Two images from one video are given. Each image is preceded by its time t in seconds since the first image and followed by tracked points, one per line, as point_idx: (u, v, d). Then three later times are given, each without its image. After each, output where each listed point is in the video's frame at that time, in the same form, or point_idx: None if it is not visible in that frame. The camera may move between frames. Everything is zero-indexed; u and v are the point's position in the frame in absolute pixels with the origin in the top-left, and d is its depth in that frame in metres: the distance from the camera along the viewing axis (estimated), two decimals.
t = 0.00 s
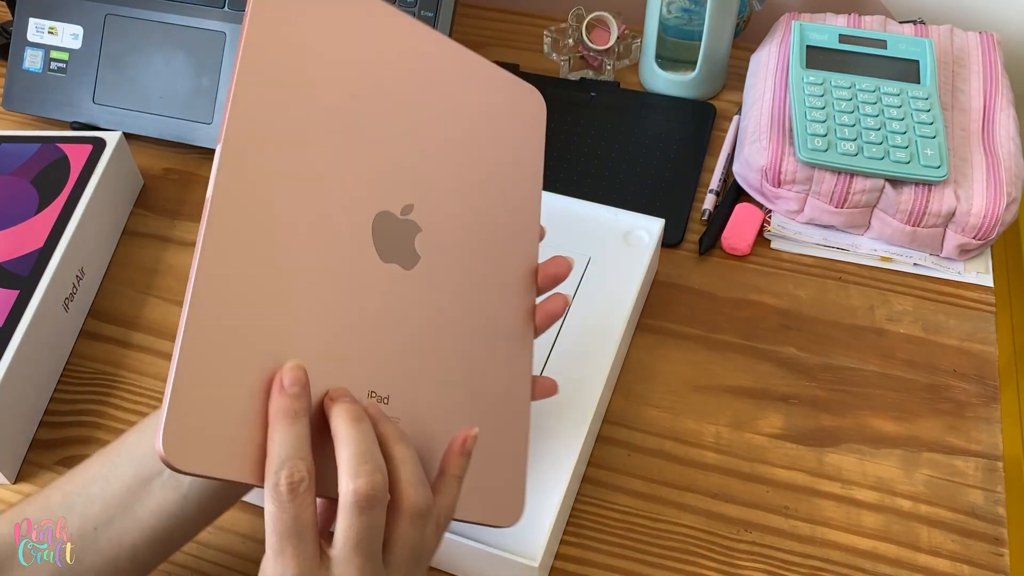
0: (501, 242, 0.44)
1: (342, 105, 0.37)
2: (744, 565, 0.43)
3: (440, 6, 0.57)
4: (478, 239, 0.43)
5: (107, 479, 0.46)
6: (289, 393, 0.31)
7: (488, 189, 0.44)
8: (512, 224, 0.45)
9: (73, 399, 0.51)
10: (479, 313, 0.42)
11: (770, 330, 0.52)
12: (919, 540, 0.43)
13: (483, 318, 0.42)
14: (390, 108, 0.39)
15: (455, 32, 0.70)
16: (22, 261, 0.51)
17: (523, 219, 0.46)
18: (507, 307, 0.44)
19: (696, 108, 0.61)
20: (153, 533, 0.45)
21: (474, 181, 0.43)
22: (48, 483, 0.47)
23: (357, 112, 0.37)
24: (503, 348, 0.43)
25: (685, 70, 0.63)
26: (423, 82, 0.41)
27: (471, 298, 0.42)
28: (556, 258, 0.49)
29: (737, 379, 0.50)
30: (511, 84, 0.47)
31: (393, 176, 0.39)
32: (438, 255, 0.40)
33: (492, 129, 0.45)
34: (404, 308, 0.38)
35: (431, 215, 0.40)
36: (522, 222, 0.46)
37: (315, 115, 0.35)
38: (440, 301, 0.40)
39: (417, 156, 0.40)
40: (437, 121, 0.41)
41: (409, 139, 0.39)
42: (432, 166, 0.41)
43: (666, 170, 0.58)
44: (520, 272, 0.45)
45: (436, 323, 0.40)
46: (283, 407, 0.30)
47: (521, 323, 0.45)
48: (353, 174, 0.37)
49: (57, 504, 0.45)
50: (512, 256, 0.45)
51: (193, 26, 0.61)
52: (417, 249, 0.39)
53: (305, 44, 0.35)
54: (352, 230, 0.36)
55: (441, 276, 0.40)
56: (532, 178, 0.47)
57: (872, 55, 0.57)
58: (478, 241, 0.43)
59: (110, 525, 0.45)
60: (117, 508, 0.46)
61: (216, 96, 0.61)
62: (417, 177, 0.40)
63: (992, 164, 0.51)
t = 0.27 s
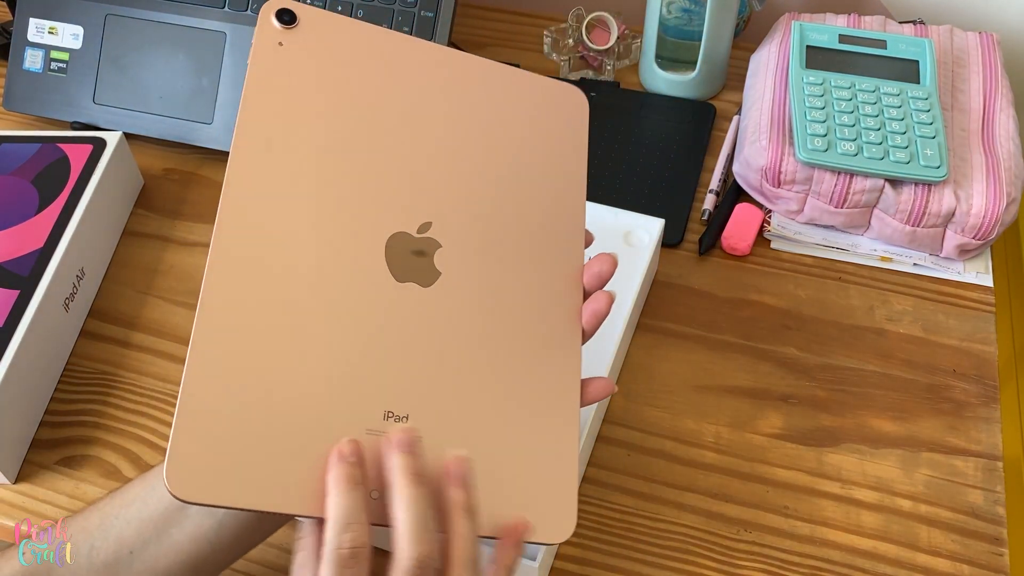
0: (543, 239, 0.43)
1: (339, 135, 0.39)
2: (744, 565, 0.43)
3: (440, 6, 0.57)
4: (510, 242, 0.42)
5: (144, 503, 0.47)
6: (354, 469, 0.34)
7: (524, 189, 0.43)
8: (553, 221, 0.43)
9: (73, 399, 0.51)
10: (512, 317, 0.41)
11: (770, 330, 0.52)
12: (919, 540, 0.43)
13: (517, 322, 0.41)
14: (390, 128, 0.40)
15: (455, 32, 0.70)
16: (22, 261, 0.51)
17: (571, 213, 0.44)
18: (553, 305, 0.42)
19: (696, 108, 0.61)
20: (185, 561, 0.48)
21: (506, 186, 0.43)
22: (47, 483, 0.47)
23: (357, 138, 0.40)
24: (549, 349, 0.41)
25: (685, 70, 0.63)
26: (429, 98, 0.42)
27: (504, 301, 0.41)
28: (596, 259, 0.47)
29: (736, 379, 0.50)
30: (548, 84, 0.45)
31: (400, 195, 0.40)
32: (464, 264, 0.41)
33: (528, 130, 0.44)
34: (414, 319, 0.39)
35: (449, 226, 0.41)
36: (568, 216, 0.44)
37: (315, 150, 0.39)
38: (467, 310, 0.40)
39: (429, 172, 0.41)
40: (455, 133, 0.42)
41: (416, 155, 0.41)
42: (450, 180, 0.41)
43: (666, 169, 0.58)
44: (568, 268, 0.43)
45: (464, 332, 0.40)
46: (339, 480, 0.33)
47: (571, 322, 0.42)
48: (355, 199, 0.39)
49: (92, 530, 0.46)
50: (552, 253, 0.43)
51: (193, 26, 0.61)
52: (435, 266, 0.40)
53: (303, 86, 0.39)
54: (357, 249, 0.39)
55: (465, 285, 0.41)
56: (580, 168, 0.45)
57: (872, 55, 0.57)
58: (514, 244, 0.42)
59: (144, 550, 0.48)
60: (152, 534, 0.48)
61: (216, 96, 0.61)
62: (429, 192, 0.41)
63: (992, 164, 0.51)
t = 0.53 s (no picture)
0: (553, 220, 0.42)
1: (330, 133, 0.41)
2: (745, 565, 0.43)
3: (440, 7, 0.57)
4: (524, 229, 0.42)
5: (166, 514, 0.48)
6: (333, 505, 0.36)
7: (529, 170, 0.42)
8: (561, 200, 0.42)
9: (73, 399, 0.51)
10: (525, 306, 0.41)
11: (770, 330, 0.52)
12: (919, 540, 0.43)
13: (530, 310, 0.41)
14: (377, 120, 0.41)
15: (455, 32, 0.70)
16: (22, 261, 0.51)
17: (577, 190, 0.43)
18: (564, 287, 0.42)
19: (696, 108, 0.61)
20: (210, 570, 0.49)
21: (511, 169, 0.42)
22: (47, 483, 0.47)
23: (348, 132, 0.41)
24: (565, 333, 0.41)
25: (685, 70, 0.63)
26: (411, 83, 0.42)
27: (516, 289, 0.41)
28: (606, 235, 0.48)
29: (737, 379, 0.50)
30: (544, 47, 0.43)
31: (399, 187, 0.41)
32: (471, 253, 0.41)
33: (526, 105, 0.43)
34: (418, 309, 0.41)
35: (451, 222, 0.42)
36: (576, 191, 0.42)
37: (305, 152, 0.40)
38: (474, 301, 0.41)
39: (422, 167, 0.42)
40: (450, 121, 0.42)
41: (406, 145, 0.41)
42: (445, 163, 0.42)
43: (666, 169, 0.58)
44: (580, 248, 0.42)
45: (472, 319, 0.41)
46: (320, 513, 0.35)
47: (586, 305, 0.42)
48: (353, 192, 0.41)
49: (115, 539, 0.47)
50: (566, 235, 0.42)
51: (193, 26, 0.61)
52: (440, 266, 0.41)
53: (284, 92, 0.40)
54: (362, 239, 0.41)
55: (473, 275, 0.41)
56: (582, 137, 0.43)
57: (872, 55, 0.57)
58: (524, 228, 0.42)
59: (170, 559, 0.49)
60: (177, 544, 0.49)
61: (216, 96, 0.61)
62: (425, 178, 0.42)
63: (992, 164, 0.51)
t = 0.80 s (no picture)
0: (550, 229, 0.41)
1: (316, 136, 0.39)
2: (745, 565, 0.43)
3: (440, 7, 0.57)
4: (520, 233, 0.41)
5: (161, 517, 0.47)
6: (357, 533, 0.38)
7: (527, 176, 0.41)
8: (561, 206, 0.41)
9: (73, 399, 0.51)
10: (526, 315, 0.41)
11: (770, 330, 0.52)
12: (919, 540, 0.43)
13: (531, 320, 0.41)
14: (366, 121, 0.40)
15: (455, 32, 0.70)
16: (23, 261, 0.51)
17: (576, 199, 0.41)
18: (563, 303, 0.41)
19: (695, 108, 0.62)
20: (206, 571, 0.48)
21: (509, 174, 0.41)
22: (47, 483, 0.47)
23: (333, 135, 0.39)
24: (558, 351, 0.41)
25: (685, 70, 0.63)
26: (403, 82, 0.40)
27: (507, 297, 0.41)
28: (611, 240, 0.48)
29: (737, 379, 0.50)
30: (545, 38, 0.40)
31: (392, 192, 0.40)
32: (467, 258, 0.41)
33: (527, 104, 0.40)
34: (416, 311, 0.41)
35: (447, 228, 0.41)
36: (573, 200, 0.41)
37: (297, 161, 0.39)
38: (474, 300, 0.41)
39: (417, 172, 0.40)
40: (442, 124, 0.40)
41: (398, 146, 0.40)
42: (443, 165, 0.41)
43: (666, 169, 0.58)
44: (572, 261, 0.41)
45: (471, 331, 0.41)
46: (344, 539, 0.37)
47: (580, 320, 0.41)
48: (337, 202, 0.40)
49: (110, 543, 0.47)
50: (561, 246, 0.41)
51: (193, 26, 0.61)
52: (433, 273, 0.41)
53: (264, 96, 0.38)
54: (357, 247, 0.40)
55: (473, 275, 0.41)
56: (589, 142, 0.41)
57: (872, 55, 0.57)
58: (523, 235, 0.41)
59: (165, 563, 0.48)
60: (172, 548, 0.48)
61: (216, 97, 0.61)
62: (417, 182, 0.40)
63: (991, 164, 0.51)
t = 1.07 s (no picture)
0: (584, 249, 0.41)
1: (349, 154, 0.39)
2: (744, 565, 0.43)
3: (440, 7, 0.57)
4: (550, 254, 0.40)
5: (148, 496, 0.47)
6: (397, 551, 0.39)
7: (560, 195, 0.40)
8: (595, 225, 0.40)
9: (73, 399, 0.51)
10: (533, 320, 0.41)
11: (770, 330, 0.52)
12: (919, 540, 0.43)
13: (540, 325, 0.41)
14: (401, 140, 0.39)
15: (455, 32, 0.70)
16: (23, 261, 0.51)
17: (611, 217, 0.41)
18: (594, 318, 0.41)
19: (695, 108, 0.62)
20: (194, 552, 0.47)
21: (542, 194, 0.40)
22: (47, 483, 0.47)
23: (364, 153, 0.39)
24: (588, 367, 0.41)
25: (685, 70, 0.63)
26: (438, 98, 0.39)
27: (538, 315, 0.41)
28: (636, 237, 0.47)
29: (737, 379, 0.50)
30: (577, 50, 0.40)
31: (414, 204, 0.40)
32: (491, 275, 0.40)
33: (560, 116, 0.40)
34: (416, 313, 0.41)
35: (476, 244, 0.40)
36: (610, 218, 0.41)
37: (328, 180, 0.39)
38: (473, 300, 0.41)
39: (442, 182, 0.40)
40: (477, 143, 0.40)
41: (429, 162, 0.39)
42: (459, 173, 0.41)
43: (666, 169, 0.58)
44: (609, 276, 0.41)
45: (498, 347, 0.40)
46: (385, 558, 0.38)
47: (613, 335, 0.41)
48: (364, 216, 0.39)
49: (94, 528, 0.46)
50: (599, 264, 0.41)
51: (193, 26, 0.61)
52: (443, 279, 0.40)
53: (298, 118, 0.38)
54: (384, 261, 0.40)
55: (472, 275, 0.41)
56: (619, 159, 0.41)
57: (872, 55, 0.57)
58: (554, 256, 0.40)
59: (151, 546, 0.47)
60: (157, 530, 0.47)
61: (217, 97, 0.61)
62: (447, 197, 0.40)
63: (991, 164, 0.51)
